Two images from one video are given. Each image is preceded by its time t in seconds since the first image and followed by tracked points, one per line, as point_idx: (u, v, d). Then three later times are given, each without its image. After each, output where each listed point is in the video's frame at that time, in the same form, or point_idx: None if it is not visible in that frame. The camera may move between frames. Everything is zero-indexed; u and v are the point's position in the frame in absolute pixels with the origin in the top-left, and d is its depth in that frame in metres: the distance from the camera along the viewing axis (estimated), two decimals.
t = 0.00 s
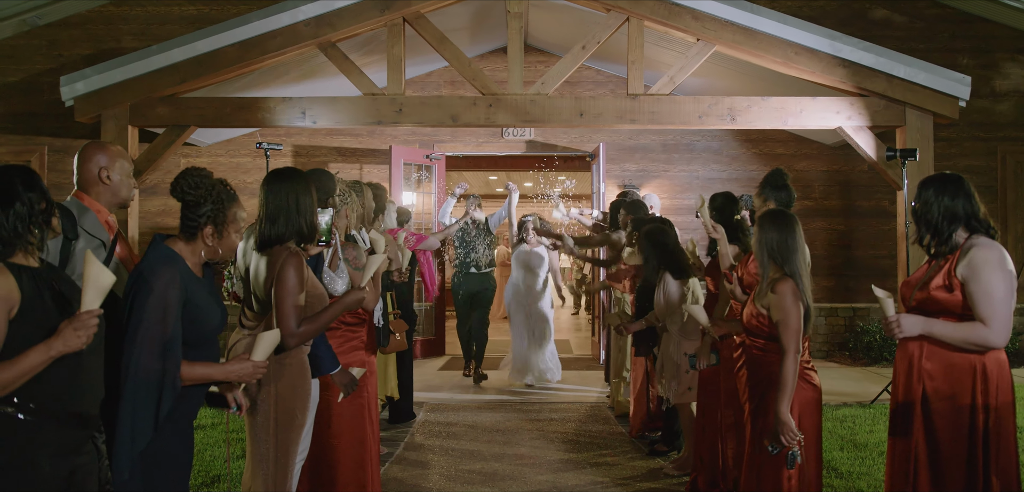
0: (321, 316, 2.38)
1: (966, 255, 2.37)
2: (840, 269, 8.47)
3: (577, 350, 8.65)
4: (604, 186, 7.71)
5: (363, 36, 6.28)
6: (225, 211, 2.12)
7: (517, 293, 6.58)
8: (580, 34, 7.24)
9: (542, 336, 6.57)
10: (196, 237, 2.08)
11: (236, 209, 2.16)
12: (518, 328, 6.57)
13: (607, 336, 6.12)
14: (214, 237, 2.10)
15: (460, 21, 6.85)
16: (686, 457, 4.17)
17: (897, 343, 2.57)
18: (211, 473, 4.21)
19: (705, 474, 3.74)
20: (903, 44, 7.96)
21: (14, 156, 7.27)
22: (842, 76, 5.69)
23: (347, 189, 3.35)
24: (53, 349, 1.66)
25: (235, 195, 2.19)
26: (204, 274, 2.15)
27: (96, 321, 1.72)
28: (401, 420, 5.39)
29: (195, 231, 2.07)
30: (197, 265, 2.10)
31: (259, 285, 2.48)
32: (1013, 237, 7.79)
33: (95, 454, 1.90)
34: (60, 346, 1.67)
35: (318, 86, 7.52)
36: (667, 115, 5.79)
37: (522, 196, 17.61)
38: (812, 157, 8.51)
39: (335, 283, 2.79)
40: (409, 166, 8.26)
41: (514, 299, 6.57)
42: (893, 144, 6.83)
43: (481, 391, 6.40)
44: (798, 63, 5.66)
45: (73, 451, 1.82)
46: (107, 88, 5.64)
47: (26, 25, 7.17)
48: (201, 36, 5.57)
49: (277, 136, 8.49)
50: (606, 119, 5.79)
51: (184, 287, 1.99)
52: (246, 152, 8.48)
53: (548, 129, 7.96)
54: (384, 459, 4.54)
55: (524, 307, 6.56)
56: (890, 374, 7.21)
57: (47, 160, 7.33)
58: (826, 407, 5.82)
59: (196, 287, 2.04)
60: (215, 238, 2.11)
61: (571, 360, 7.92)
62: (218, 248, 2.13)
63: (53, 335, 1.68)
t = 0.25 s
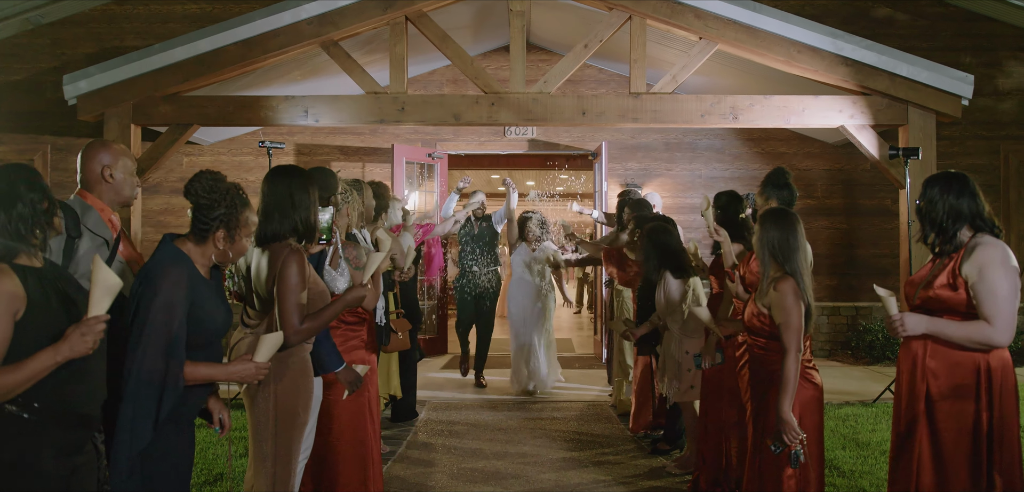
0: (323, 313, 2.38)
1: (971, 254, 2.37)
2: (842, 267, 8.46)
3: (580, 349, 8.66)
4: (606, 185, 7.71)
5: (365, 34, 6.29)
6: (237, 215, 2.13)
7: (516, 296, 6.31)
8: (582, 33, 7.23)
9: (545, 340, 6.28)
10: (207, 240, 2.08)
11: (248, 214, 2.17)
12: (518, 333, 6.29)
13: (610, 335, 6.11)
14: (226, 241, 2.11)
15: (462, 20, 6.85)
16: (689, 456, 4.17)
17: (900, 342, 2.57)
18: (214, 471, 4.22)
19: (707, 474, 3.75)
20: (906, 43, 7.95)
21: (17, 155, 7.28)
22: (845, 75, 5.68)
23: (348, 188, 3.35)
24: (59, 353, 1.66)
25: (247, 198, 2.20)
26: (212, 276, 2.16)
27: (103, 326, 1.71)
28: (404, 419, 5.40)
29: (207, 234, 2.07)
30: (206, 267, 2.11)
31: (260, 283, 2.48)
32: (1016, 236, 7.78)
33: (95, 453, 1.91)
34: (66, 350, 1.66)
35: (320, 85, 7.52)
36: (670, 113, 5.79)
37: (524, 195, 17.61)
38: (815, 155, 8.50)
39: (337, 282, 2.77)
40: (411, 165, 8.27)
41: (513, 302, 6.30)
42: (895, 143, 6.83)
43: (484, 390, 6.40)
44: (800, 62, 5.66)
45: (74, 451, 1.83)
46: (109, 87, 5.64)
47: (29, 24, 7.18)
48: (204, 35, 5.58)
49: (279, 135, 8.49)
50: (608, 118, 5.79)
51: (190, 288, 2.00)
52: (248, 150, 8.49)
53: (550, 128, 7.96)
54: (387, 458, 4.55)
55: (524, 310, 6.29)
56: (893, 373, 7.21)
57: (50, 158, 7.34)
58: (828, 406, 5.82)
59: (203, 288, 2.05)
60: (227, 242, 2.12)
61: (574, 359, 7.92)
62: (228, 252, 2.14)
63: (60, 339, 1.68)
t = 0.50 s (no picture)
0: (326, 312, 2.38)
1: (975, 254, 2.37)
2: (844, 268, 8.46)
3: (581, 349, 8.66)
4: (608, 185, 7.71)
5: (367, 35, 6.29)
6: (246, 220, 2.14)
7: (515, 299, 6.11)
8: (584, 33, 7.24)
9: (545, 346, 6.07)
10: (214, 243, 2.09)
11: (255, 218, 2.18)
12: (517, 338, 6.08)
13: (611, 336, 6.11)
14: (234, 243, 2.12)
15: (464, 20, 6.86)
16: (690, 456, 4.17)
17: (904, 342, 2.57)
18: (216, 471, 4.22)
19: (709, 474, 3.75)
20: (908, 43, 7.95)
21: (20, 156, 7.28)
22: (847, 75, 5.68)
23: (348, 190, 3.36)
24: (63, 358, 1.67)
25: (255, 202, 2.21)
26: (218, 279, 2.17)
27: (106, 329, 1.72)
28: (405, 419, 5.40)
29: (215, 237, 2.08)
30: (212, 269, 2.11)
31: (262, 283, 2.49)
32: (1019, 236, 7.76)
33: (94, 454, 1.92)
34: (71, 355, 1.67)
35: (322, 86, 7.53)
36: (672, 113, 5.79)
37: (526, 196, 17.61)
38: (816, 156, 8.50)
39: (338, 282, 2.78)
40: (413, 165, 8.28)
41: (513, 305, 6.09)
42: (898, 143, 6.82)
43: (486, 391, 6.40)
44: (802, 62, 5.66)
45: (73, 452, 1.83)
46: (112, 88, 5.65)
47: (32, 25, 7.19)
48: (206, 36, 5.58)
49: (281, 136, 8.50)
50: (610, 118, 5.80)
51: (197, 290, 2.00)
52: (251, 151, 8.50)
53: (552, 128, 7.96)
54: (389, 458, 4.55)
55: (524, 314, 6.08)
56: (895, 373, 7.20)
57: (52, 160, 7.34)
58: (831, 406, 5.82)
59: (209, 290, 2.05)
60: (235, 246, 2.13)
61: (576, 359, 7.92)
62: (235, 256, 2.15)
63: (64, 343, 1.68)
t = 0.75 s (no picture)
0: (328, 314, 2.38)
1: (978, 255, 2.37)
2: (846, 268, 8.46)
3: (583, 350, 8.66)
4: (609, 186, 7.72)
5: (368, 36, 6.30)
6: (249, 220, 2.15)
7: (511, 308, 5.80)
8: (586, 34, 7.24)
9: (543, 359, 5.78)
10: (216, 244, 2.09)
11: (259, 218, 2.19)
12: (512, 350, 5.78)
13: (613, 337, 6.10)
14: (237, 243, 2.12)
15: (466, 21, 6.86)
16: (693, 456, 4.17)
17: (908, 343, 2.57)
18: (219, 472, 4.22)
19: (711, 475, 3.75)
20: (909, 43, 7.95)
21: (22, 157, 7.27)
22: (848, 76, 5.68)
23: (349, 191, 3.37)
24: (63, 359, 1.66)
25: (258, 203, 2.21)
26: (222, 280, 2.17)
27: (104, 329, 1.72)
28: (407, 420, 5.40)
29: (218, 237, 2.08)
30: (215, 269, 2.11)
31: (266, 284, 2.49)
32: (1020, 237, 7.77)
33: (96, 454, 1.92)
34: (70, 355, 1.67)
35: (324, 87, 7.53)
36: (673, 114, 5.79)
37: (528, 197, 17.60)
38: (817, 156, 8.50)
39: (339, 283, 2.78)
40: (414, 166, 8.28)
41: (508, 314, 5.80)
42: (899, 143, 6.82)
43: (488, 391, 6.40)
44: (803, 62, 5.66)
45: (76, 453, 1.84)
46: (114, 89, 5.66)
47: (33, 26, 7.19)
48: (207, 37, 5.59)
49: (283, 137, 8.51)
50: (612, 119, 5.80)
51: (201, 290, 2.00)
52: (252, 152, 8.50)
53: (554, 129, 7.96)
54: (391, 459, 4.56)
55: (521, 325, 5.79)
56: (896, 374, 7.21)
57: (54, 161, 7.33)
58: (832, 406, 5.82)
59: (212, 290, 2.05)
60: (238, 246, 2.13)
61: (578, 360, 7.92)
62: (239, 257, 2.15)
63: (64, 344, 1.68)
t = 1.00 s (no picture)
0: (331, 315, 2.38)
1: (980, 254, 2.37)
2: (847, 267, 8.45)
3: (584, 348, 8.66)
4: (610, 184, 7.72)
5: (369, 34, 6.30)
6: (252, 219, 2.15)
7: (507, 305, 5.67)
8: (587, 33, 7.23)
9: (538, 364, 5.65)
10: (218, 241, 2.08)
11: (261, 217, 2.19)
12: (505, 350, 5.63)
13: (614, 336, 6.10)
14: (241, 241, 2.12)
15: (467, 20, 6.85)
16: (694, 455, 4.17)
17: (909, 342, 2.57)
18: (220, 471, 4.22)
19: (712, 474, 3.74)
20: (911, 42, 7.94)
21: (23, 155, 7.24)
22: (849, 75, 5.68)
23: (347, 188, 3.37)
24: (63, 359, 1.66)
25: (261, 201, 2.22)
26: (224, 278, 2.17)
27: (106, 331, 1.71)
28: (407, 418, 5.41)
29: (221, 235, 2.08)
30: (218, 267, 2.12)
31: (270, 282, 2.49)
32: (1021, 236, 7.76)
33: (95, 453, 1.92)
34: (71, 357, 1.66)
35: (324, 85, 7.53)
36: (674, 113, 5.79)
37: (529, 195, 17.61)
38: (819, 155, 8.50)
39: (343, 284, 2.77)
40: (415, 165, 8.29)
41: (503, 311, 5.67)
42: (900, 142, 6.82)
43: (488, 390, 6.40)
44: (804, 61, 5.65)
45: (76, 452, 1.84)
46: (115, 87, 5.66)
47: (35, 24, 7.19)
48: (208, 36, 5.59)
49: (284, 135, 8.51)
50: (613, 118, 5.79)
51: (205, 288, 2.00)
52: (253, 151, 8.50)
53: (555, 128, 7.96)
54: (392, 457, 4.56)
55: (517, 324, 5.64)
56: (897, 373, 7.21)
57: (55, 159, 7.31)
58: (833, 405, 5.82)
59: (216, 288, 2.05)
60: (241, 244, 2.13)
61: (578, 359, 7.93)
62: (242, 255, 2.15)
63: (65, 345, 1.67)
